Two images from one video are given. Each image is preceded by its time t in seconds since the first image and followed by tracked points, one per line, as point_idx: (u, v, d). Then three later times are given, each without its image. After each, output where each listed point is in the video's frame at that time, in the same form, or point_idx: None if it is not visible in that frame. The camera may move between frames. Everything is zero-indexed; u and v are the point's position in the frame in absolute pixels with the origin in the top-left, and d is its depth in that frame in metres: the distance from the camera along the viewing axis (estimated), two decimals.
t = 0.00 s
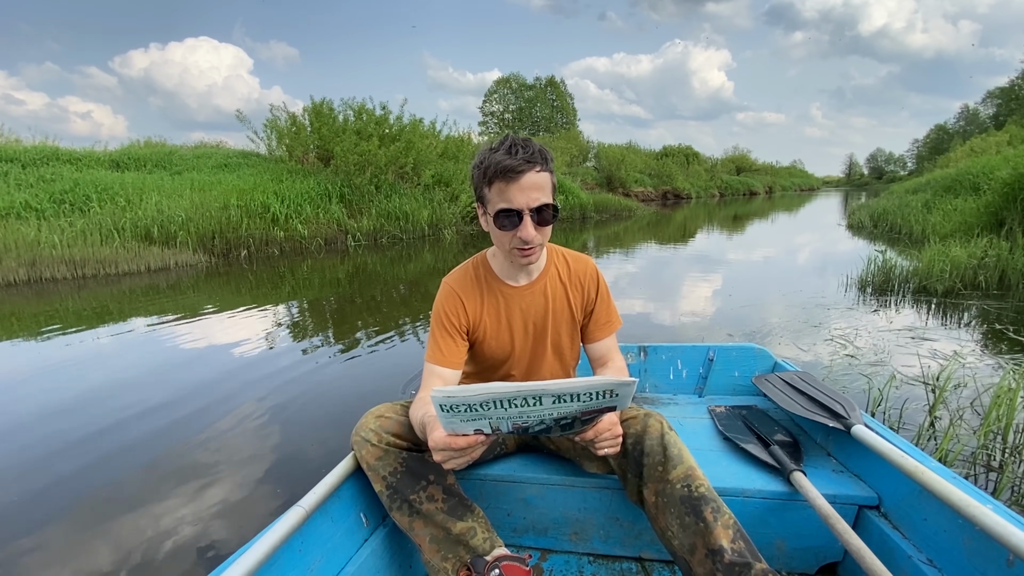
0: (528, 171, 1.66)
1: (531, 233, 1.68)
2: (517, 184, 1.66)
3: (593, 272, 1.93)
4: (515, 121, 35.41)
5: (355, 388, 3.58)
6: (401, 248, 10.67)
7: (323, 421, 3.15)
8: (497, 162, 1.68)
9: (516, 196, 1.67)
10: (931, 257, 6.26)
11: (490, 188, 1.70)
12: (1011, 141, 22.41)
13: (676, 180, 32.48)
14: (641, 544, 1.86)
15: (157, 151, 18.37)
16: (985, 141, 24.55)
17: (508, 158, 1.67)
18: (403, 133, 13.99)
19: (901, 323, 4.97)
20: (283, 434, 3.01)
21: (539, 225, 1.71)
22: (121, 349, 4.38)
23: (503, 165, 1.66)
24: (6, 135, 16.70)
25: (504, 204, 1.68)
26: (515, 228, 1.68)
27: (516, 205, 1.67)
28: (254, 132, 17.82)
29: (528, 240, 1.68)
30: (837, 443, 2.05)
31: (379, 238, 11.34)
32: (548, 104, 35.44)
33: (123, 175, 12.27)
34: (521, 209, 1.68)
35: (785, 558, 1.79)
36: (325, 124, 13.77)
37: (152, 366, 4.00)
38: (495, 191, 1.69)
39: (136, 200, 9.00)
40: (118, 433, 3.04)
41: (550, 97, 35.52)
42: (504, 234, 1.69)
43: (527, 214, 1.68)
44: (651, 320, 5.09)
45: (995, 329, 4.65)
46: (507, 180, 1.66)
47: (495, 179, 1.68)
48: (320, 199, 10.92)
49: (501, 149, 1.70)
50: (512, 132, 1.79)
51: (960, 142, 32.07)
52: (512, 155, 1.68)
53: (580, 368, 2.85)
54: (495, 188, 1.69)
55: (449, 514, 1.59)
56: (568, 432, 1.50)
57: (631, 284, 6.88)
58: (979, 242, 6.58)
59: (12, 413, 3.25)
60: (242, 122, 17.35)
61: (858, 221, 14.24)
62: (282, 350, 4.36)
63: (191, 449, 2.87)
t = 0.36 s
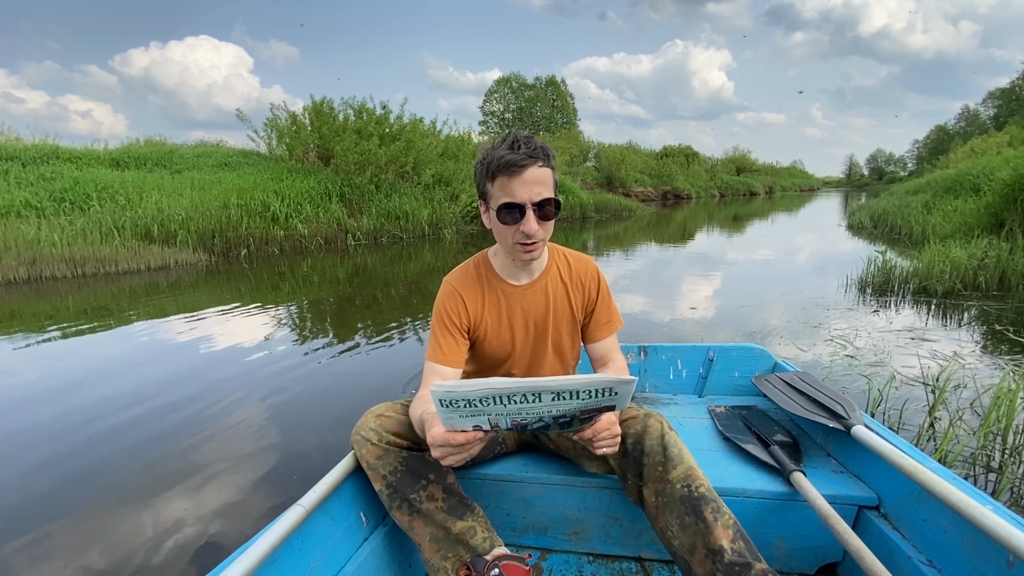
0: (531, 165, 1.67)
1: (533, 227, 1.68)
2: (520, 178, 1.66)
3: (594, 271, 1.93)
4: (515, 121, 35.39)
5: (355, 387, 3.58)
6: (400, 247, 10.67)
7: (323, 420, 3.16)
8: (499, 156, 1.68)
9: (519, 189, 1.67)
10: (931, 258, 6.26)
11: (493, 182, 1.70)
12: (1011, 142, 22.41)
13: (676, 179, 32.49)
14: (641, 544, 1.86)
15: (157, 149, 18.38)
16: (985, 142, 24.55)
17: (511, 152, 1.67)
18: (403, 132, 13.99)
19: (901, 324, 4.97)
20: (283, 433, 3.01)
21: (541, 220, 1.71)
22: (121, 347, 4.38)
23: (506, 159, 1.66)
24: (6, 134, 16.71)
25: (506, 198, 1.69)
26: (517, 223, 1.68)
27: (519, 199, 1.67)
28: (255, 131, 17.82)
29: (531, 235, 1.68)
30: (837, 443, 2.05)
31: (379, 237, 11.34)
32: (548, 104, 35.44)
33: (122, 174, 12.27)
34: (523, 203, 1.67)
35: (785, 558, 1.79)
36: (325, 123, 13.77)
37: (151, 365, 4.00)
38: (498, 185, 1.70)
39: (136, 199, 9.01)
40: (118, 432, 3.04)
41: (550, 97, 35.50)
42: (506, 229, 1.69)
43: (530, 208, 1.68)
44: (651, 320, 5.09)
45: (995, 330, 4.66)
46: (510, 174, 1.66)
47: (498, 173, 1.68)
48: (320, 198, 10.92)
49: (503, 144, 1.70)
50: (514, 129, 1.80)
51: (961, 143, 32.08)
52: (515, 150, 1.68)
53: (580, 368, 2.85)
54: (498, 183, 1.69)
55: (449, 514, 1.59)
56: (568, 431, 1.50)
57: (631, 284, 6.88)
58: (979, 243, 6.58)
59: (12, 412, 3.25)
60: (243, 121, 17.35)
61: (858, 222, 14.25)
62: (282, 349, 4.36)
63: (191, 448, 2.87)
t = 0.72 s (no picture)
0: (527, 162, 1.67)
1: (531, 223, 1.68)
2: (517, 174, 1.66)
3: (592, 271, 1.93)
4: (515, 121, 35.37)
5: (354, 387, 3.58)
6: (400, 247, 10.68)
7: (322, 419, 3.16)
8: (496, 153, 1.69)
9: (516, 186, 1.67)
10: (931, 259, 6.26)
11: (490, 179, 1.70)
12: (1011, 143, 22.43)
13: (676, 180, 32.51)
14: (640, 544, 1.86)
15: (156, 148, 18.37)
16: (985, 143, 24.56)
17: (507, 149, 1.68)
18: (403, 132, 13.99)
19: (900, 325, 4.97)
20: (282, 432, 3.01)
21: (539, 217, 1.71)
22: (120, 346, 4.38)
23: (502, 156, 1.66)
24: (5, 133, 16.68)
25: (504, 195, 1.68)
26: (515, 220, 1.68)
27: (516, 195, 1.67)
28: (255, 130, 17.80)
29: (529, 232, 1.68)
30: (836, 444, 2.05)
31: (379, 237, 11.33)
32: (548, 104, 35.45)
33: (122, 173, 12.26)
34: (521, 199, 1.67)
35: (784, 559, 1.79)
36: (325, 123, 13.78)
37: (150, 364, 3.99)
38: (495, 182, 1.70)
39: (136, 198, 9.00)
40: (117, 430, 3.04)
41: (550, 97, 35.50)
42: (504, 226, 1.69)
43: (527, 204, 1.68)
44: (651, 320, 5.09)
45: (994, 332, 4.66)
46: (506, 171, 1.66)
47: (495, 170, 1.68)
48: (320, 198, 10.92)
49: (500, 142, 1.70)
50: (511, 127, 1.80)
51: (961, 144, 32.10)
52: (511, 147, 1.69)
53: (580, 368, 2.85)
54: (495, 179, 1.69)
55: (448, 514, 1.59)
56: (566, 431, 1.50)
57: (630, 284, 6.88)
58: (979, 244, 6.58)
59: (11, 410, 3.24)
60: (243, 120, 17.33)
61: (858, 223, 14.24)
62: (281, 348, 4.37)
63: (190, 447, 2.86)
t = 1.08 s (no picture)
0: (526, 162, 1.67)
1: (530, 224, 1.68)
2: (515, 175, 1.66)
3: (591, 271, 1.93)
4: (515, 121, 35.36)
5: (353, 387, 3.58)
6: (400, 247, 10.68)
7: (321, 419, 3.16)
8: (494, 154, 1.69)
9: (514, 186, 1.67)
10: (930, 260, 6.26)
11: (488, 180, 1.70)
12: (1011, 145, 22.45)
13: (676, 180, 32.54)
14: (639, 545, 1.86)
15: (157, 147, 18.34)
16: (985, 144, 24.56)
17: (505, 151, 1.68)
18: (403, 132, 14.00)
19: (900, 326, 4.98)
20: (281, 432, 3.01)
21: (537, 218, 1.71)
22: (119, 346, 4.37)
23: (500, 157, 1.66)
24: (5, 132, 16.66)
25: (502, 196, 1.68)
26: (513, 221, 1.68)
27: (515, 196, 1.67)
28: (255, 129, 17.79)
29: (527, 232, 1.68)
30: (835, 445, 2.05)
31: (379, 237, 11.32)
32: (548, 104, 35.46)
33: (122, 172, 12.26)
34: (519, 200, 1.67)
35: (783, 560, 1.79)
36: (325, 123, 13.78)
37: (149, 364, 3.99)
38: (493, 183, 1.69)
39: (135, 197, 9.00)
40: (116, 430, 3.04)
41: (550, 97, 35.50)
42: (503, 228, 1.69)
43: (526, 205, 1.68)
44: (651, 321, 5.10)
45: (993, 333, 4.66)
46: (505, 172, 1.66)
47: (493, 171, 1.68)
48: (319, 197, 10.92)
49: (497, 142, 1.71)
50: (508, 128, 1.80)
51: (961, 145, 32.13)
52: (509, 148, 1.69)
53: (579, 369, 2.85)
54: (493, 180, 1.69)
55: (448, 515, 1.59)
56: (565, 432, 1.50)
57: (630, 285, 6.88)
58: (979, 245, 6.58)
59: (10, 410, 3.24)
60: (242, 119, 17.32)
61: (858, 223, 14.24)
62: (280, 348, 4.37)
63: (189, 447, 2.86)
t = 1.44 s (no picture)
0: (529, 162, 1.67)
1: (530, 223, 1.68)
2: (518, 174, 1.66)
3: (592, 273, 1.93)
4: (515, 121, 35.35)
5: (353, 387, 3.58)
6: (400, 247, 10.68)
7: (321, 419, 3.16)
8: (498, 152, 1.69)
9: (517, 184, 1.67)
10: (930, 260, 6.27)
11: (491, 178, 1.71)
12: (1011, 146, 22.46)
13: (675, 180, 32.54)
14: (639, 546, 1.86)
15: (156, 147, 18.31)
16: (984, 145, 24.56)
17: (509, 149, 1.69)
18: (403, 131, 14.00)
19: (899, 327, 4.98)
20: (280, 432, 3.01)
21: (538, 217, 1.71)
22: (118, 345, 4.37)
23: (504, 155, 1.67)
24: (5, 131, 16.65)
25: (504, 193, 1.68)
26: (514, 219, 1.68)
27: (516, 194, 1.67)
28: (255, 129, 17.79)
29: (527, 231, 1.67)
30: (834, 446, 2.06)
31: (379, 236, 11.32)
32: (548, 104, 35.46)
33: (122, 171, 12.25)
34: (521, 198, 1.67)
35: (782, 561, 1.80)
36: (325, 122, 13.77)
37: (148, 363, 3.99)
38: (495, 181, 1.70)
39: (135, 196, 8.99)
40: (115, 429, 3.04)
41: (550, 97, 35.50)
42: (503, 225, 1.69)
43: (527, 204, 1.67)
44: (650, 321, 5.10)
45: (992, 334, 4.67)
46: (508, 169, 1.67)
47: (496, 168, 1.69)
48: (319, 197, 10.92)
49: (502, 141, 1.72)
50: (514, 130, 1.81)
51: (960, 146, 32.17)
52: (513, 147, 1.70)
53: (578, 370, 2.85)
54: (496, 178, 1.69)
55: (447, 515, 1.59)
56: (566, 432, 1.51)
57: (629, 285, 6.88)
58: (978, 246, 6.59)
59: (8, 409, 3.24)
60: (242, 118, 17.34)
61: (857, 224, 14.25)
62: (280, 348, 4.36)
63: (188, 446, 2.86)
